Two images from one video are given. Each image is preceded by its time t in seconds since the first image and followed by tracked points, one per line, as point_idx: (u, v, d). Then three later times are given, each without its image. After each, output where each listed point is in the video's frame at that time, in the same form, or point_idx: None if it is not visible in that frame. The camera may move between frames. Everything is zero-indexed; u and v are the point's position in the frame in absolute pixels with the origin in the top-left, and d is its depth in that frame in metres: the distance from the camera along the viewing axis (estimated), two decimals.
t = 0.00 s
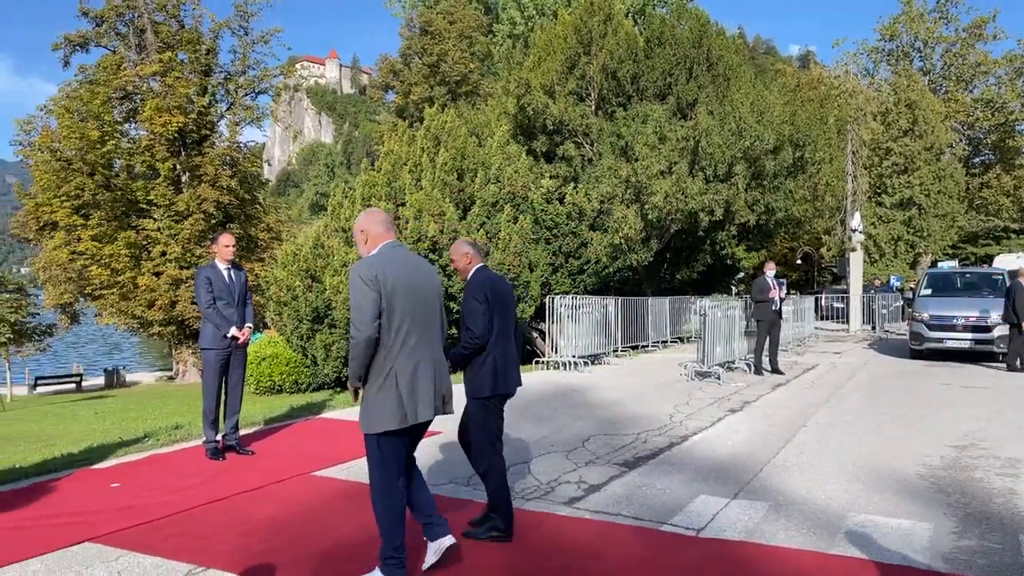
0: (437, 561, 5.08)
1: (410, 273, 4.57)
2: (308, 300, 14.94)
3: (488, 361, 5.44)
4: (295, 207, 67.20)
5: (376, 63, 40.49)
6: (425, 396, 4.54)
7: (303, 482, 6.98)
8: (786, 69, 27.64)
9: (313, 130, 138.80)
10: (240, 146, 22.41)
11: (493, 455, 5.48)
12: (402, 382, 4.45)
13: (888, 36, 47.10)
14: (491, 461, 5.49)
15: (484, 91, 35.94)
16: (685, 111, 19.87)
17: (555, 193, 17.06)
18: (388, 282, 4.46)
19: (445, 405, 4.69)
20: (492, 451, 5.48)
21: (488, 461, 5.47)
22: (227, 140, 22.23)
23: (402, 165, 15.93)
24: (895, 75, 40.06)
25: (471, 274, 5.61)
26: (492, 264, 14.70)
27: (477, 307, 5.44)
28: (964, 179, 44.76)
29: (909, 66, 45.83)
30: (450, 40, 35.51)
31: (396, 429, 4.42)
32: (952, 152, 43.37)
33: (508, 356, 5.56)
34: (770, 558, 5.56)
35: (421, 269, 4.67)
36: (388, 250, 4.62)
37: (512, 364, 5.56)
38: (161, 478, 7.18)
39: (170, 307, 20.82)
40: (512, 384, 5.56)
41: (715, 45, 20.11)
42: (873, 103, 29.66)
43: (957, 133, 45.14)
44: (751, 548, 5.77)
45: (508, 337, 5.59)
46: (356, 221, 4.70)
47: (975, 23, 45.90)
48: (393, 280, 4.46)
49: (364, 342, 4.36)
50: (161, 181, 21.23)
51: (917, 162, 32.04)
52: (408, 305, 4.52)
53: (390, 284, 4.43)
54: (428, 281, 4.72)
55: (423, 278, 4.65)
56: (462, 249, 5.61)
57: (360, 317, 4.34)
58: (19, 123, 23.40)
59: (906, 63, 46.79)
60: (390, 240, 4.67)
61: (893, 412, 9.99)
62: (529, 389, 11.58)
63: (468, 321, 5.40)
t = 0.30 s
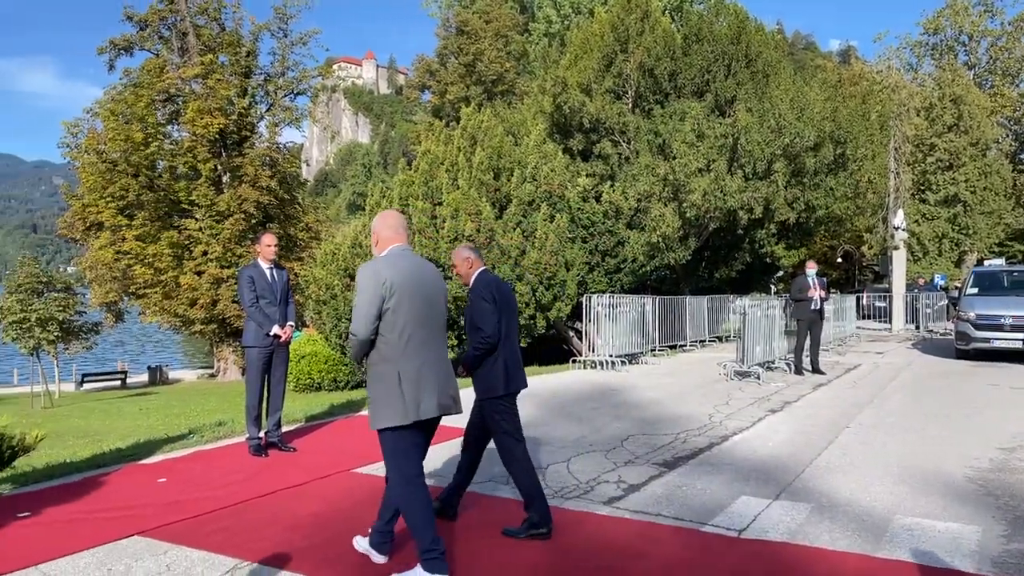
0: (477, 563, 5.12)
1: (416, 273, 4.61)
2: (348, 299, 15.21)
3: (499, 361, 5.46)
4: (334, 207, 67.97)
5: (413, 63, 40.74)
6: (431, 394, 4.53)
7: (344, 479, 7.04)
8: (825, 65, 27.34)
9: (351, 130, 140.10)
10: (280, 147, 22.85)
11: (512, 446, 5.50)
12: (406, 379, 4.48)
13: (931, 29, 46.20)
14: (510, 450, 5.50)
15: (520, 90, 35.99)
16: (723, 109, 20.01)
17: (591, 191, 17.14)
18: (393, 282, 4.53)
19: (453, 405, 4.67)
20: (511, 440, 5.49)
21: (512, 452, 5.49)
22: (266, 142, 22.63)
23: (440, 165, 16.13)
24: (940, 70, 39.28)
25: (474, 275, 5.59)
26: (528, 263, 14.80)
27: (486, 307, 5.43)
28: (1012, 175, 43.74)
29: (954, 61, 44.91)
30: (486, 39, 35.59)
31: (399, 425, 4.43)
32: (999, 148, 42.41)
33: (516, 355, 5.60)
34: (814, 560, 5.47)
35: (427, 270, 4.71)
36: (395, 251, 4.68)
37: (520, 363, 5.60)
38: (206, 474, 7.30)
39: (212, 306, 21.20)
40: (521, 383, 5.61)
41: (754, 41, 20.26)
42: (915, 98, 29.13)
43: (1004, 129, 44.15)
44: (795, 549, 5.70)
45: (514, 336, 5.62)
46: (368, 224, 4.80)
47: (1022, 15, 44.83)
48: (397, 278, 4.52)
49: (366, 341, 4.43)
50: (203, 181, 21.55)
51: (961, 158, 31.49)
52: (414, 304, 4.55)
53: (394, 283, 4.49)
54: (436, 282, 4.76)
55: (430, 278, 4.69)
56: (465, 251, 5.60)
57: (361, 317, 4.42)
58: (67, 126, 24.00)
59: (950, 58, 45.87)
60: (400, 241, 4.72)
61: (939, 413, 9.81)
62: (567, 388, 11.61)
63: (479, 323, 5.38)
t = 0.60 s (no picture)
0: (515, 561, 5.11)
1: (430, 269, 5.00)
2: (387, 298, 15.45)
3: (506, 350, 5.52)
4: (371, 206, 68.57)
5: (449, 64, 40.87)
6: (433, 382, 4.89)
7: (385, 477, 7.09)
8: (867, 60, 26.96)
9: (389, 130, 140.98)
10: (319, 147, 23.18)
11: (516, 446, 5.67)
12: (413, 365, 4.84)
13: (978, 23, 45.19)
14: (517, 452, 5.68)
15: (557, 88, 35.96)
16: (763, 105, 20.68)
17: (628, 191, 17.41)
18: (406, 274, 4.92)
19: (456, 394, 5.01)
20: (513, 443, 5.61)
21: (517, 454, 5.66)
22: (306, 142, 22.99)
23: (478, 164, 16.48)
24: (987, 63, 38.40)
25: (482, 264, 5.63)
26: (565, 262, 14.89)
27: (496, 295, 5.49)
28: None
29: (1002, 54, 43.87)
30: (523, 38, 35.54)
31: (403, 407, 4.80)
32: None
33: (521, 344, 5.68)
34: (861, 563, 5.38)
35: (441, 267, 5.09)
36: (412, 247, 5.08)
37: (524, 353, 5.69)
38: (251, 470, 7.42)
39: (252, 304, 21.43)
40: (525, 372, 5.69)
41: (794, 37, 20.78)
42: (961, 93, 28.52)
43: None
44: (840, 552, 5.61)
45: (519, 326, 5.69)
46: (390, 221, 5.21)
47: None
48: (410, 272, 4.91)
49: (380, 326, 4.81)
50: (244, 182, 21.82)
51: (1009, 154, 30.77)
52: (424, 297, 4.92)
53: (407, 276, 4.88)
54: (447, 279, 5.13)
55: (441, 275, 5.06)
56: (475, 243, 5.68)
57: (377, 304, 4.81)
58: (113, 128, 24.53)
59: (998, 51, 44.82)
60: (418, 238, 5.13)
61: (989, 414, 9.59)
62: (604, 388, 11.60)
63: (491, 310, 5.44)
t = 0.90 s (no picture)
0: (553, 561, 5.10)
1: (441, 269, 5.13)
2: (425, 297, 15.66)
3: (526, 349, 5.62)
4: (407, 206, 69.05)
5: (486, 63, 40.94)
6: (446, 379, 5.01)
7: (426, 474, 7.13)
8: (910, 56, 26.51)
9: (424, 130, 141.63)
10: (357, 148, 23.44)
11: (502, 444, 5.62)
12: (425, 363, 4.96)
13: None
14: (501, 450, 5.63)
15: (593, 87, 35.87)
16: (804, 101, 20.79)
17: (667, 189, 17.44)
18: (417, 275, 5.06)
19: (468, 391, 5.11)
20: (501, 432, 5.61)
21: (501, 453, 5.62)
22: (344, 142, 23.32)
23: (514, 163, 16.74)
24: None
25: (502, 264, 5.72)
26: (603, 262, 15.08)
27: (518, 295, 5.58)
28: None
29: None
30: (560, 37, 35.46)
31: (416, 403, 4.93)
32: None
33: (538, 345, 5.79)
34: (907, 567, 5.28)
35: (452, 267, 5.21)
36: (422, 248, 5.21)
37: (541, 353, 5.80)
38: (294, 467, 7.53)
39: (292, 303, 21.67)
40: (542, 371, 5.78)
41: (836, 32, 20.84)
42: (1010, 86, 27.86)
43: None
44: (884, 556, 5.51)
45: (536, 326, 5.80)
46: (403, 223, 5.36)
47: None
48: (421, 272, 5.04)
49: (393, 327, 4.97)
50: (284, 182, 22.15)
51: None
52: (435, 297, 5.06)
53: (418, 277, 5.02)
54: (458, 279, 5.24)
55: (452, 275, 5.18)
56: (495, 241, 5.76)
57: (389, 304, 4.97)
58: (156, 130, 25.02)
59: None
60: (430, 239, 5.26)
61: None
62: (642, 387, 11.58)
63: (513, 309, 5.52)
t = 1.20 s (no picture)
0: (591, 561, 5.09)
1: (432, 270, 5.20)
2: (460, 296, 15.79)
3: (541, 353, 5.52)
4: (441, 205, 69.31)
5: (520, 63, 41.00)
6: (439, 380, 5.08)
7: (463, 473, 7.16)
8: (953, 51, 26.04)
9: (458, 130, 142.22)
10: (393, 148, 23.67)
11: (503, 445, 5.45)
12: (419, 364, 5.05)
13: None
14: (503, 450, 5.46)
15: (629, 85, 35.76)
16: (843, 98, 20.44)
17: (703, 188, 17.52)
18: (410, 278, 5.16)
19: (463, 390, 5.19)
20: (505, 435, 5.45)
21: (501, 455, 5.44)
22: (381, 143, 23.57)
23: (549, 163, 16.63)
24: None
25: (513, 267, 5.63)
26: (639, 260, 15.18)
27: (533, 301, 5.46)
28: None
29: None
30: (595, 36, 35.39)
31: (410, 404, 5.02)
32: None
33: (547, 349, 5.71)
34: (954, 571, 5.18)
35: (444, 269, 5.29)
36: (416, 251, 5.30)
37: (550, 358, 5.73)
38: (334, 465, 7.60)
39: (329, 302, 21.91)
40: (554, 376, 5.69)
41: (876, 27, 20.68)
42: None
43: None
44: (929, 559, 5.41)
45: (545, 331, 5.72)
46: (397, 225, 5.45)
47: None
48: (414, 275, 5.14)
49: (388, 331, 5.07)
50: (322, 182, 22.45)
51: None
52: (427, 299, 5.14)
53: (410, 280, 5.11)
54: (451, 280, 5.32)
55: (445, 276, 5.26)
56: (507, 246, 5.67)
57: (383, 309, 5.07)
58: (197, 132, 25.45)
59: None
60: (423, 240, 5.35)
61: None
62: (678, 387, 11.54)
63: (530, 316, 5.41)
